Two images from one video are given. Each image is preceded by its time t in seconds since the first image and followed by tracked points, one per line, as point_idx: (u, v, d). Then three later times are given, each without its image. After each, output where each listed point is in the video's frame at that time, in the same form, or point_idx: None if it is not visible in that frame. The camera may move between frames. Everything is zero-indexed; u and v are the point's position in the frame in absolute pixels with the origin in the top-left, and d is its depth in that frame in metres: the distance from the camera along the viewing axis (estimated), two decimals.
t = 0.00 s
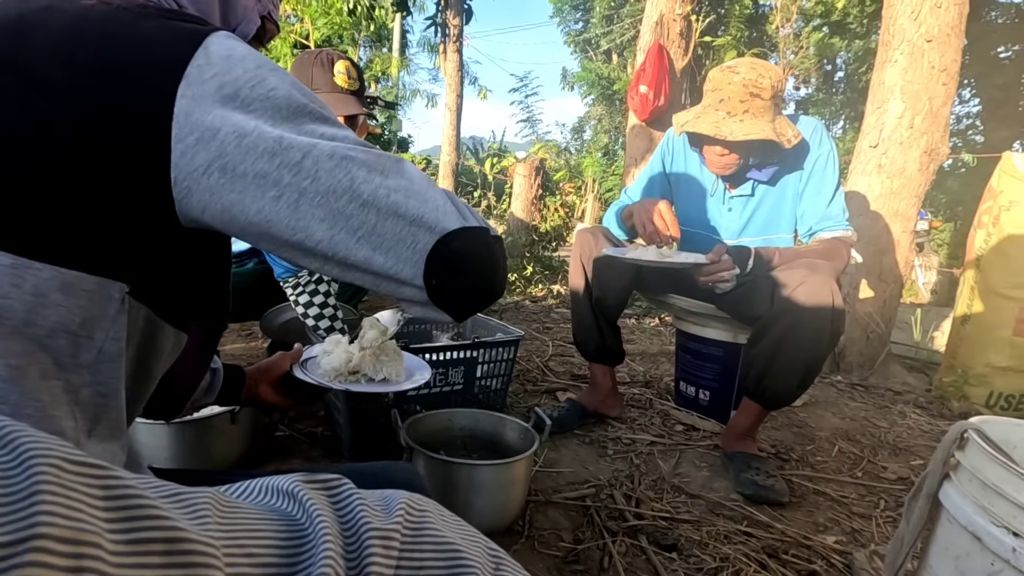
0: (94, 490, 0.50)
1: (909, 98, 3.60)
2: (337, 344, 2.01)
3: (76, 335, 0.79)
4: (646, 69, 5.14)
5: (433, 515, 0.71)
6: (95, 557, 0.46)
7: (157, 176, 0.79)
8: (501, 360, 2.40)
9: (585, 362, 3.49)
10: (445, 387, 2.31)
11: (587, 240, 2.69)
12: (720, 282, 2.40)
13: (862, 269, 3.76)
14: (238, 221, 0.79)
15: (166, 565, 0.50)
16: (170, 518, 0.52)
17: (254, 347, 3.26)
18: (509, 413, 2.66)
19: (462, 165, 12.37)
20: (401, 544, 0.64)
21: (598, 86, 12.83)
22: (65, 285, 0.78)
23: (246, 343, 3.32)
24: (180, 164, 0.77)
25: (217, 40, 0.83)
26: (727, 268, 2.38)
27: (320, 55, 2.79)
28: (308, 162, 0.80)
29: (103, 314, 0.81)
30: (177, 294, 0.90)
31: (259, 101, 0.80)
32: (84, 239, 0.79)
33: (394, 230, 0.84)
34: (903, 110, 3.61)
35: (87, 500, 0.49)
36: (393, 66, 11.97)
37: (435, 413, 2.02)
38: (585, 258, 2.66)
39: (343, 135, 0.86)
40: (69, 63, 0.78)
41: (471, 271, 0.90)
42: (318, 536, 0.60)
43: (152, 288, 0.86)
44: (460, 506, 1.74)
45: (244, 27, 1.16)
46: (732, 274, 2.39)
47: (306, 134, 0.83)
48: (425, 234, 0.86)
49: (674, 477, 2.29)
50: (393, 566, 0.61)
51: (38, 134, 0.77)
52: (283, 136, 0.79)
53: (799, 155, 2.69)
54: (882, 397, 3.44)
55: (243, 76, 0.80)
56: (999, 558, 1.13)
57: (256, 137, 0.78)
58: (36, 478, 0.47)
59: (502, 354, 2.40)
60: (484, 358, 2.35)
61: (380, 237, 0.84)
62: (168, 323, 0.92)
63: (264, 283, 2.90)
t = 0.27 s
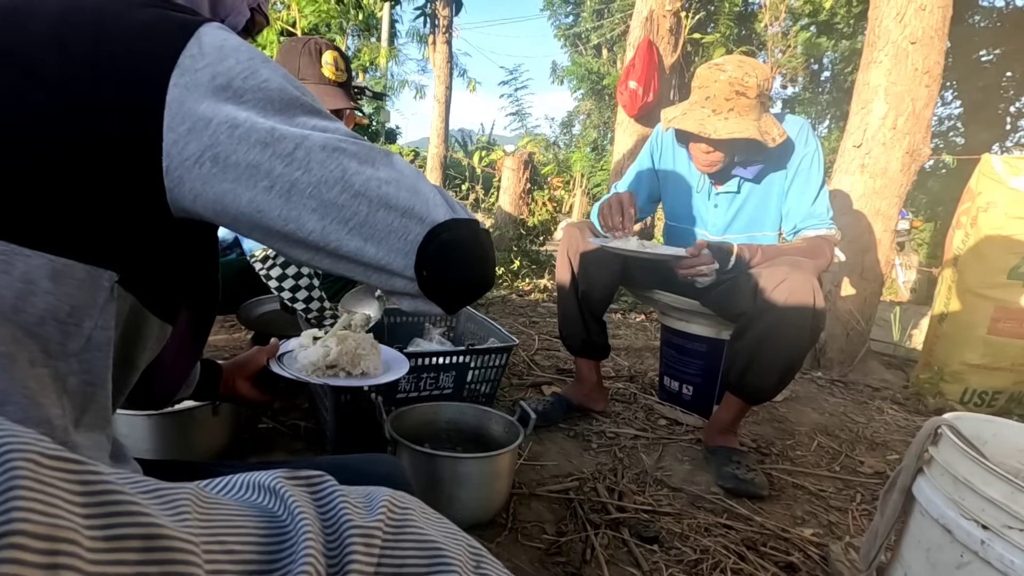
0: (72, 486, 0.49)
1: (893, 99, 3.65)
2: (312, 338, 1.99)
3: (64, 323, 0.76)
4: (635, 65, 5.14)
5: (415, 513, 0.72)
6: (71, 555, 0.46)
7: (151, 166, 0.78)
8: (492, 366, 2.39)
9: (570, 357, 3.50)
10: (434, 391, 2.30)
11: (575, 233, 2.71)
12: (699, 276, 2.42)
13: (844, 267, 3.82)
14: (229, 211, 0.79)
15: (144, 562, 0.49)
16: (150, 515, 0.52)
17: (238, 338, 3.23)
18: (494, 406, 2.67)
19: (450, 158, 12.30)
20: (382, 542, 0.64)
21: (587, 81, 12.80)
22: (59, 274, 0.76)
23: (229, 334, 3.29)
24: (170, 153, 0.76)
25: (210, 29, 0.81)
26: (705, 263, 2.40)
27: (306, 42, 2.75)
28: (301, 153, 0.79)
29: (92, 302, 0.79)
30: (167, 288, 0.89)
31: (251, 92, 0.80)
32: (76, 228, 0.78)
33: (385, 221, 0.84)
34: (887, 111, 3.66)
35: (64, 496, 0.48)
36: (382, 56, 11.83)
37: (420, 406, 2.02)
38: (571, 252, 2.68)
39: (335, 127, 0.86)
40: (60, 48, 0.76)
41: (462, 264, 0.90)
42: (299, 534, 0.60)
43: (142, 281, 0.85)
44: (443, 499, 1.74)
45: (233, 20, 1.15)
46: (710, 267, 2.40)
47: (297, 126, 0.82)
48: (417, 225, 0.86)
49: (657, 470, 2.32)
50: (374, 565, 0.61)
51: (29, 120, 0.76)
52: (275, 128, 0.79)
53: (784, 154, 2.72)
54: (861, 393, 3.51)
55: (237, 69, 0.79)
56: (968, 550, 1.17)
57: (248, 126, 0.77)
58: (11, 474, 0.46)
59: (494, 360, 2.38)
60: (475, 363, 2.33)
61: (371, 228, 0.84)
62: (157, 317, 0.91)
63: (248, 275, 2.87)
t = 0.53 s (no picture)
0: (45, 473, 0.48)
1: (874, 99, 3.70)
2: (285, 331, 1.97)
3: (50, 310, 0.74)
4: (623, 59, 5.14)
5: (396, 497, 0.71)
6: (44, 542, 0.45)
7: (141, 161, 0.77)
8: (475, 358, 2.38)
9: (553, 349, 3.52)
10: (417, 382, 2.29)
11: (560, 228, 2.71)
12: (678, 275, 2.42)
13: (823, 264, 3.88)
14: (198, 211, 0.76)
15: (120, 550, 0.49)
16: (126, 503, 0.51)
17: (218, 327, 3.18)
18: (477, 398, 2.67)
19: (436, 148, 12.21)
20: (363, 529, 0.64)
21: (574, 74, 12.77)
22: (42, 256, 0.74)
23: (209, 322, 3.24)
24: (156, 148, 0.75)
25: (208, 31, 0.80)
26: (684, 260, 2.41)
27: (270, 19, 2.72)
28: (276, 166, 0.76)
29: (77, 291, 0.77)
30: (155, 281, 0.88)
31: (240, 96, 0.77)
32: (68, 217, 0.76)
33: (347, 248, 0.80)
34: (868, 111, 3.72)
35: (38, 483, 0.47)
36: (367, 43, 11.66)
37: (402, 398, 2.01)
38: (556, 245, 2.67)
39: (322, 142, 0.82)
40: (58, 40, 0.77)
41: (423, 297, 0.87)
42: (279, 522, 0.59)
43: (131, 275, 0.84)
44: (425, 490, 1.74)
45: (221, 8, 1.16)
46: (690, 266, 2.41)
47: (282, 135, 0.79)
48: (378, 259, 0.81)
49: (637, 462, 2.34)
50: (354, 552, 0.61)
51: (23, 108, 0.75)
52: (255, 138, 0.76)
53: (767, 150, 2.74)
54: (836, 388, 3.58)
55: (229, 72, 0.78)
56: (936, 541, 1.21)
57: (230, 131, 0.75)
58: None
59: (477, 351, 2.38)
60: (459, 354, 2.33)
61: (331, 253, 0.79)
62: (143, 311, 0.89)
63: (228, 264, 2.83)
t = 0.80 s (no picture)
0: (25, 467, 0.47)
1: (861, 99, 3.74)
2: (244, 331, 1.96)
3: (35, 304, 0.74)
4: (614, 54, 5.14)
5: (383, 492, 0.71)
6: (25, 536, 0.44)
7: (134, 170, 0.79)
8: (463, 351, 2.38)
9: (541, 344, 3.53)
10: (405, 375, 2.29)
11: (549, 223, 2.72)
12: (662, 272, 2.46)
13: (809, 262, 3.93)
14: (179, 220, 0.77)
15: (103, 544, 0.48)
16: (109, 497, 0.50)
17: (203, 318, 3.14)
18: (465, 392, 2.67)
19: (426, 141, 12.13)
20: (350, 523, 0.64)
21: (565, 68, 12.74)
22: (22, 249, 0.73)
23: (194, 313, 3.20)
24: (146, 154, 0.77)
25: (209, 47, 0.80)
26: (669, 260, 2.44)
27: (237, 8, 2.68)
28: (257, 187, 0.75)
29: (63, 285, 0.77)
30: (141, 280, 0.91)
31: (232, 114, 0.76)
32: (62, 216, 0.78)
33: (313, 274, 0.77)
34: (855, 111, 3.76)
35: (18, 477, 0.46)
36: (356, 33, 11.51)
37: (390, 391, 2.01)
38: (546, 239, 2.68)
39: (308, 167, 0.80)
40: (60, 38, 0.77)
41: (387, 333, 0.83)
42: (266, 516, 0.59)
43: (118, 273, 0.87)
44: (411, 483, 1.74)
45: None
46: (675, 265, 2.44)
47: (268, 158, 0.78)
48: (344, 291, 0.78)
49: (623, 457, 2.36)
50: (341, 546, 0.61)
51: (19, 105, 0.75)
52: (240, 159, 0.75)
53: (754, 147, 2.76)
54: (820, 384, 3.64)
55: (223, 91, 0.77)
56: (914, 534, 1.23)
57: (218, 147, 0.75)
58: None
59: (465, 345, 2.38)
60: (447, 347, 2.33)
61: (297, 278, 0.77)
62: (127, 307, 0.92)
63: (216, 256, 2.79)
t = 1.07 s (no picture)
0: (14, 463, 0.47)
1: (853, 99, 3.77)
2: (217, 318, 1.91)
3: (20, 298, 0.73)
4: (608, 51, 5.14)
5: (375, 489, 0.71)
6: (13, 533, 0.44)
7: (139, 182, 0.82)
8: (456, 348, 2.38)
9: (534, 341, 3.53)
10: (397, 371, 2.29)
11: (542, 219, 2.73)
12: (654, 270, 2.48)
13: (800, 260, 3.96)
14: (189, 231, 0.85)
15: (93, 542, 0.48)
16: (99, 493, 0.50)
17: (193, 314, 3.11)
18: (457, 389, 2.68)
19: (419, 136, 12.07)
20: (342, 520, 0.64)
21: (560, 65, 12.72)
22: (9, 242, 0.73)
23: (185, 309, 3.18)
24: (154, 174, 0.81)
25: (219, 73, 0.86)
26: (660, 256, 2.47)
27: None
28: (264, 204, 0.86)
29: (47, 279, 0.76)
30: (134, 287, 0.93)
31: (243, 140, 0.85)
32: (61, 222, 0.80)
33: (306, 274, 0.91)
34: (847, 110, 3.78)
35: (6, 474, 0.46)
36: (349, 27, 11.41)
37: (381, 387, 2.00)
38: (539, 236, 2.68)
39: (300, 191, 0.94)
40: (70, 46, 0.79)
41: (360, 324, 0.96)
42: (257, 513, 0.59)
43: (116, 281, 0.88)
44: (403, 479, 1.74)
45: None
46: (665, 262, 2.47)
47: (269, 180, 0.89)
48: (330, 285, 0.93)
49: (614, 453, 2.37)
50: (332, 544, 0.61)
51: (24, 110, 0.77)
52: (250, 180, 0.86)
53: (745, 144, 2.77)
54: (809, 382, 3.67)
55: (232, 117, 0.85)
56: (900, 530, 1.25)
57: (230, 168, 0.84)
58: None
59: (458, 341, 2.38)
60: (439, 344, 2.33)
61: (292, 277, 0.91)
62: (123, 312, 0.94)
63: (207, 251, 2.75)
